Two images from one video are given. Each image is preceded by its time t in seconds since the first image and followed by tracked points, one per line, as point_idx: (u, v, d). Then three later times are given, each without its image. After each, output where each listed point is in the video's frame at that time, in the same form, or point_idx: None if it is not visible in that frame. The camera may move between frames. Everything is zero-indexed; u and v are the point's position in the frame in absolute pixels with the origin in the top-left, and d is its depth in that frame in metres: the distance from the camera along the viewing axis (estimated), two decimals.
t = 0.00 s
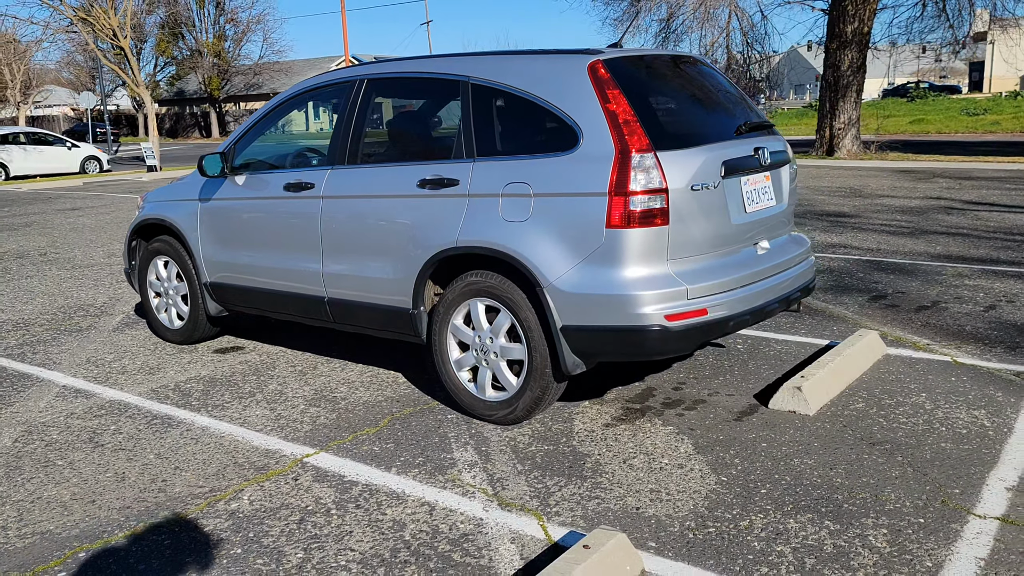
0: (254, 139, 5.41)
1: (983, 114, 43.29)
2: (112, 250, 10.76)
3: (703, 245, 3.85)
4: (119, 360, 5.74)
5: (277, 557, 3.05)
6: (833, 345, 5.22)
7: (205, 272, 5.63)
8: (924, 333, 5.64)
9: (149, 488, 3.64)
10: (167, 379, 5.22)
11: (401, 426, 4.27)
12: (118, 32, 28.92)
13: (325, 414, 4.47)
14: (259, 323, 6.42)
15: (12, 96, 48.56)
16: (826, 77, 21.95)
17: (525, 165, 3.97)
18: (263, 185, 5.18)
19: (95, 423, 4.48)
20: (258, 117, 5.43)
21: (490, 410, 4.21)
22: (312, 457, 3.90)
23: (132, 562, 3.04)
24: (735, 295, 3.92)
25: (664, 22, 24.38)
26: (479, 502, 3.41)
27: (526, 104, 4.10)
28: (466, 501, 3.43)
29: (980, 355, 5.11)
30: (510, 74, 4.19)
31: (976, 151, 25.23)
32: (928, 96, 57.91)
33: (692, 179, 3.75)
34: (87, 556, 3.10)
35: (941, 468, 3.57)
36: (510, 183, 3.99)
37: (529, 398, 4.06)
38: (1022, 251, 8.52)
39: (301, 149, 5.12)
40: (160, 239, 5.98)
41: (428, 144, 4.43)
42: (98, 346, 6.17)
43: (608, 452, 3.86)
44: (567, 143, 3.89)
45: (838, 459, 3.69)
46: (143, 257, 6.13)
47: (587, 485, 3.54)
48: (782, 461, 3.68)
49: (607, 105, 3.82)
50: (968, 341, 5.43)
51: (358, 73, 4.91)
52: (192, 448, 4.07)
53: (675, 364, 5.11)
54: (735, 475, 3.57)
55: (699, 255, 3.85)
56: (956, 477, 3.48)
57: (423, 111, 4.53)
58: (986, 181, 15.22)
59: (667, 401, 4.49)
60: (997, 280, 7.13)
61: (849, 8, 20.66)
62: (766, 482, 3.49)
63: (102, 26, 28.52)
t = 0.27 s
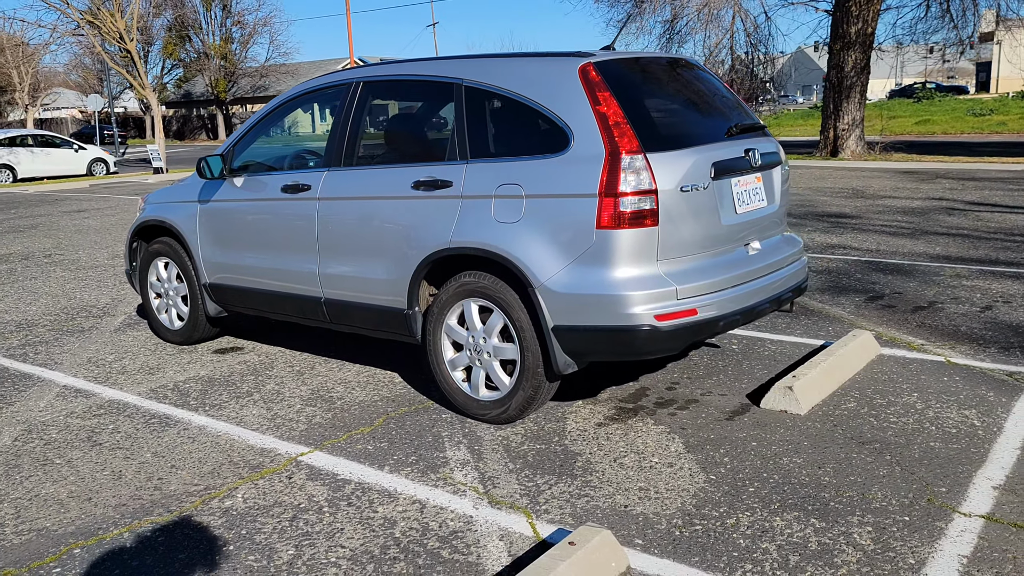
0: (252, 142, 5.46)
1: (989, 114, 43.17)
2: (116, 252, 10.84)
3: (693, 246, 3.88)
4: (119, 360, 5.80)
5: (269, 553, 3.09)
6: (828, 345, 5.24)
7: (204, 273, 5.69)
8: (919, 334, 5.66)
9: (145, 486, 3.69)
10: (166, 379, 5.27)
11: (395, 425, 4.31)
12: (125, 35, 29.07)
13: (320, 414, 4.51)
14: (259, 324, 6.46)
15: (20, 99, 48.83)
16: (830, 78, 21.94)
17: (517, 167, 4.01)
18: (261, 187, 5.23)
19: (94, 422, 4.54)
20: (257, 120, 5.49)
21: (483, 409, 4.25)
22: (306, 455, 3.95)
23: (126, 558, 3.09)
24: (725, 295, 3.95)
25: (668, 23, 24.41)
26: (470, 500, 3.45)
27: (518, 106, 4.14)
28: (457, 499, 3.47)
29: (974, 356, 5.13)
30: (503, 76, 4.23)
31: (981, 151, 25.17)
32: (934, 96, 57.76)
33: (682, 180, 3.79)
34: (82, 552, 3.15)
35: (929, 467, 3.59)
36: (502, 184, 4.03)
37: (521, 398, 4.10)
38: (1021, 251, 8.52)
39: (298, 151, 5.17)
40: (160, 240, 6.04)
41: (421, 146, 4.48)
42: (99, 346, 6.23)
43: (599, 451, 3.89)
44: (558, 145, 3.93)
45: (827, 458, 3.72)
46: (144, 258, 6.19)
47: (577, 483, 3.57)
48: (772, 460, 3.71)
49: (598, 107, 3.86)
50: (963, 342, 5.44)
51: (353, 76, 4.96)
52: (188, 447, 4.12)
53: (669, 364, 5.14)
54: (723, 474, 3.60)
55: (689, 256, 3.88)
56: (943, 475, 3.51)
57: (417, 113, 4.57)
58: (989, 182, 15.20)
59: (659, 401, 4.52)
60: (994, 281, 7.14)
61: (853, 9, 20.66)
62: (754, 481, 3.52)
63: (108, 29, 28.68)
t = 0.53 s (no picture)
0: (248, 143, 5.49)
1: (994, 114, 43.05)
2: (118, 254, 10.90)
3: (684, 245, 3.89)
4: (118, 361, 5.83)
5: (258, 551, 3.12)
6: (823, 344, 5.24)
7: (202, 274, 5.72)
8: (915, 333, 5.66)
9: (138, 485, 3.72)
10: (163, 380, 5.31)
11: (389, 424, 4.32)
12: (130, 38, 29.20)
13: (315, 413, 4.54)
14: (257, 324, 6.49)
15: (26, 103, 49.06)
16: (833, 79, 21.92)
17: (509, 167, 4.03)
18: (258, 188, 5.26)
19: (90, 422, 4.57)
20: (253, 121, 5.52)
21: (476, 408, 4.26)
22: (299, 455, 3.97)
23: (117, 556, 3.12)
24: (716, 294, 3.96)
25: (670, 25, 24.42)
26: (460, 498, 3.47)
27: (509, 106, 4.16)
28: (447, 497, 3.48)
29: (969, 355, 5.13)
30: (495, 77, 4.25)
31: (984, 151, 25.11)
32: (939, 96, 57.62)
33: (672, 180, 3.80)
34: (74, 550, 3.18)
35: (919, 466, 3.60)
36: (494, 185, 4.05)
37: (514, 397, 4.11)
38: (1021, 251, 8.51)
39: (294, 152, 5.20)
40: (159, 242, 6.07)
41: (415, 147, 4.50)
42: (98, 347, 6.27)
43: (591, 450, 3.90)
44: (549, 145, 3.95)
45: (817, 457, 3.73)
46: (143, 260, 6.22)
47: (567, 481, 3.59)
48: (762, 459, 3.72)
49: (588, 108, 3.87)
50: (958, 341, 5.44)
51: (348, 77, 5.00)
52: (183, 446, 4.15)
53: (664, 363, 5.14)
54: (714, 472, 3.61)
55: (680, 255, 3.89)
56: (932, 474, 3.52)
57: (411, 114, 4.60)
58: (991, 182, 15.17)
59: (653, 400, 4.53)
60: (993, 280, 7.13)
61: (856, 9, 20.65)
62: (743, 479, 3.53)
63: (113, 32, 28.82)
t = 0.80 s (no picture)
0: (242, 143, 5.52)
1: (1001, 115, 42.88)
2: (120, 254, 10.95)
3: (670, 244, 3.89)
4: (113, 360, 5.86)
5: (240, 548, 3.14)
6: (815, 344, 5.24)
7: (196, 273, 5.74)
8: (908, 333, 5.65)
9: (126, 483, 3.75)
10: (156, 379, 5.33)
11: (377, 423, 4.33)
12: (137, 40, 29.30)
13: (305, 412, 4.55)
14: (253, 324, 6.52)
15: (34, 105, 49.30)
16: (837, 79, 21.87)
17: (495, 166, 4.04)
18: (251, 188, 5.28)
19: (82, 420, 4.60)
20: (247, 121, 5.55)
21: (464, 407, 4.26)
22: (287, 453, 3.99)
23: (100, 553, 3.14)
24: (703, 292, 3.96)
25: (675, 25, 24.42)
26: (443, 496, 3.48)
27: (497, 106, 4.17)
28: (431, 495, 3.49)
29: (961, 355, 5.12)
30: (484, 77, 4.26)
31: (989, 152, 25.02)
32: (946, 97, 57.42)
33: (658, 179, 3.80)
34: (58, 547, 3.20)
35: (903, 465, 3.60)
36: (481, 184, 4.06)
37: (501, 396, 4.11)
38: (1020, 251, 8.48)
39: (286, 152, 5.22)
40: (154, 242, 6.10)
41: (404, 146, 4.52)
42: (95, 347, 6.30)
43: (577, 448, 3.91)
44: (535, 144, 3.96)
45: (802, 455, 3.73)
46: (139, 260, 6.26)
47: (551, 479, 3.59)
48: (747, 457, 3.72)
49: (574, 107, 3.88)
50: (951, 341, 5.43)
51: (340, 78, 5.02)
52: (171, 445, 4.17)
53: (655, 362, 5.14)
54: (698, 470, 3.62)
55: (666, 254, 3.90)
56: (916, 472, 3.52)
57: (401, 114, 4.62)
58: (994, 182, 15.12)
59: (642, 399, 4.52)
60: (990, 280, 7.11)
61: (860, 9, 20.61)
62: (727, 477, 3.54)
63: (119, 35, 28.95)
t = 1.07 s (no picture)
0: (235, 146, 5.58)
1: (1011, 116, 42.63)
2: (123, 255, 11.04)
3: (651, 246, 3.92)
4: (107, 360, 5.92)
5: (218, 546, 3.18)
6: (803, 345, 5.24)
7: (190, 275, 5.80)
8: (898, 334, 5.65)
9: (111, 481, 3.80)
10: (149, 379, 5.38)
11: (362, 423, 4.37)
12: (145, 43, 29.49)
13: (292, 412, 4.59)
14: (248, 326, 6.57)
15: (45, 107, 49.65)
16: (843, 80, 21.81)
17: (478, 169, 4.07)
18: (242, 190, 5.33)
19: (73, 420, 4.65)
20: (239, 124, 5.60)
21: (448, 408, 4.29)
22: (271, 453, 4.03)
23: (81, 551, 3.19)
24: (684, 294, 3.98)
25: (681, 27, 24.41)
26: (422, 496, 3.51)
27: (481, 109, 4.20)
28: (409, 494, 3.53)
29: (949, 356, 5.12)
30: (468, 81, 4.29)
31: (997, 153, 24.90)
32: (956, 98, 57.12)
33: (637, 182, 3.83)
34: (40, 544, 3.25)
35: (881, 466, 3.61)
36: (464, 186, 4.09)
37: (484, 396, 4.14)
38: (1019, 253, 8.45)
39: (277, 155, 5.26)
40: (150, 243, 6.16)
41: (390, 149, 4.55)
42: (91, 348, 6.37)
43: (558, 449, 3.93)
44: (517, 147, 3.99)
45: (782, 456, 3.74)
46: (135, 261, 6.32)
47: (530, 479, 3.62)
48: (726, 458, 3.74)
49: (555, 110, 3.91)
50: (941, 343, 5.43)
51: (329, 80, 5.06)
52: (159, 444, 4.22)
53: (643, 363, 5.16)
54: (676, 471, 3.64)
55: (647, 256, 3.92)
56: (893, 473, 3.53)
57: (387, 116, 4.65)
58: (999, 184, 15.05)
59: (627, 400, 4.54)
60: (985, 282, 7.09)
61: (866, 10, 20.55)
62: (704, 478, 3.55)
63: (128, 37, 29.14)
